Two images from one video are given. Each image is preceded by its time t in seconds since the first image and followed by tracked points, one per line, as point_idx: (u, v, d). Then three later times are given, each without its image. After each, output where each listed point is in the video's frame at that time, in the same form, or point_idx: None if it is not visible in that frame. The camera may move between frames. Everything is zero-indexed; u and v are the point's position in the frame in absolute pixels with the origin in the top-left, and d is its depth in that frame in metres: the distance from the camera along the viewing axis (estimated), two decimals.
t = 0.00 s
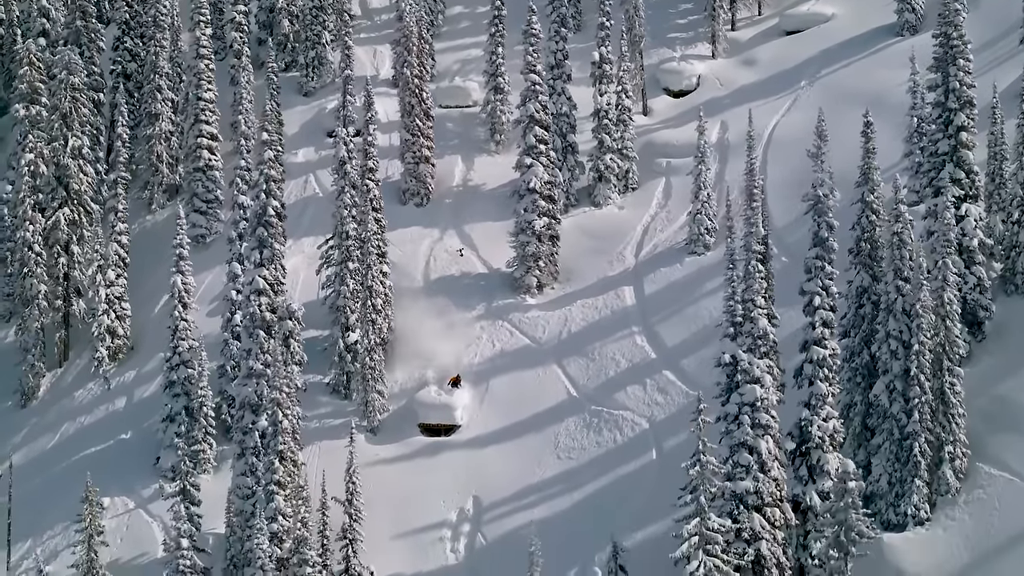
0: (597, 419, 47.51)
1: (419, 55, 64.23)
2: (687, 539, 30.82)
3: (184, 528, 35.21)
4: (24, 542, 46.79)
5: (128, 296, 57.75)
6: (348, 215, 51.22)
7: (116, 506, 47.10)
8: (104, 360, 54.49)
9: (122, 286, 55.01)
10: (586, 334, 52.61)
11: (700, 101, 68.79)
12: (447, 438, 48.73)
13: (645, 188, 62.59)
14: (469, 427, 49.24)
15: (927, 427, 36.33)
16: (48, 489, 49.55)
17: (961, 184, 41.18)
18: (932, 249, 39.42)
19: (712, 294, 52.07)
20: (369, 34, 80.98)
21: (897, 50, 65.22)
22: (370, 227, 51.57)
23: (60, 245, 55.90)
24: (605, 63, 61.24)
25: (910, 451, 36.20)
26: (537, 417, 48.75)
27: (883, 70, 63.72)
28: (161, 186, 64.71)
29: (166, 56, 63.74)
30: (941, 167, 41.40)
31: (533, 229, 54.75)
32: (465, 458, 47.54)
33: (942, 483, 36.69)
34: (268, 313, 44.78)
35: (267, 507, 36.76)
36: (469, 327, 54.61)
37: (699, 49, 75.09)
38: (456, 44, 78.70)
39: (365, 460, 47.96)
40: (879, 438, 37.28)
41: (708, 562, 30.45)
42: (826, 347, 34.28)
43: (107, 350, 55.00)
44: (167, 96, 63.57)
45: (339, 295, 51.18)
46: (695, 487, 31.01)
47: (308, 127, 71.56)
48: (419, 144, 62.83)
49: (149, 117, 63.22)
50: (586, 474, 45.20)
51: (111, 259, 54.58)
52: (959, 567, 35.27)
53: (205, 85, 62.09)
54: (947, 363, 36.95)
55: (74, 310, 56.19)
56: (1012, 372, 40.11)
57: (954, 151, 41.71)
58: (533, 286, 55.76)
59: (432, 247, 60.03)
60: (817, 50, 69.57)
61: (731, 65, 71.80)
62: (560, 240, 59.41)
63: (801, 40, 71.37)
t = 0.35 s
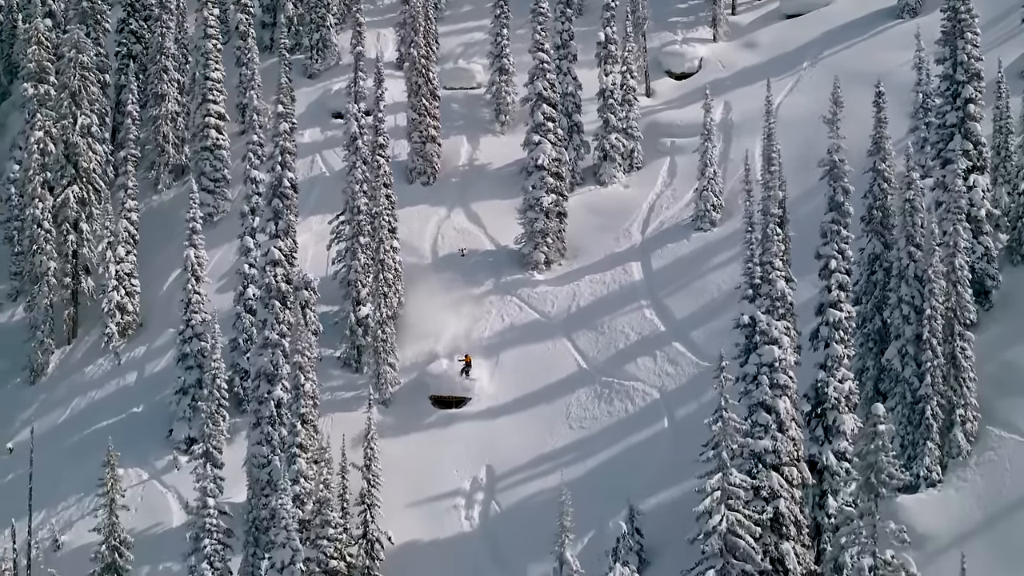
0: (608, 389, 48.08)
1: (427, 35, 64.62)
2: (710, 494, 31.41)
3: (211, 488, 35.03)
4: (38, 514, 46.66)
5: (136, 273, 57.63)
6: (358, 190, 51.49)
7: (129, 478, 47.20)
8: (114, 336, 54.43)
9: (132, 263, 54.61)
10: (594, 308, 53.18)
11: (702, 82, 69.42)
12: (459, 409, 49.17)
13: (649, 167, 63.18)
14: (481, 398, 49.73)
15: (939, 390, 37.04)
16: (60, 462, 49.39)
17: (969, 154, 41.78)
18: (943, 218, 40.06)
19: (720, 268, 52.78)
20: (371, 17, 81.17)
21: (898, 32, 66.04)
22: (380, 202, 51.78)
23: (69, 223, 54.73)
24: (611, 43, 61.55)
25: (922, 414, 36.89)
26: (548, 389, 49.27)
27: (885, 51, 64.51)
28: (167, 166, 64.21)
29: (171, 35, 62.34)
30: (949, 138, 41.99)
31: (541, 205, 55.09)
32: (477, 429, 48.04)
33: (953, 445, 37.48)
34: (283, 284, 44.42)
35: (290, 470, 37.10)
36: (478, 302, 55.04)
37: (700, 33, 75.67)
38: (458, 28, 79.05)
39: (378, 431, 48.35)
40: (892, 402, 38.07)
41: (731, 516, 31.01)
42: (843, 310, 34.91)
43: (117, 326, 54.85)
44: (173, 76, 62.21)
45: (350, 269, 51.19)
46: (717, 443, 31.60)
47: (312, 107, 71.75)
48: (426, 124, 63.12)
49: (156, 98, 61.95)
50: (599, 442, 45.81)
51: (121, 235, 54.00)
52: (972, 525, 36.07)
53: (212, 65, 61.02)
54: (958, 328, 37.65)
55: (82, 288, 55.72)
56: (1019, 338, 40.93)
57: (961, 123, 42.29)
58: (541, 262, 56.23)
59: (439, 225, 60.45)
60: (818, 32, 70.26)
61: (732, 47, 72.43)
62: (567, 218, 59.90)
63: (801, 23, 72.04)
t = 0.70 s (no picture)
0: (606, 356, 48.72)
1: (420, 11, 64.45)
2: (720, 445, 32.13)
3: (225, 442, 35.11)
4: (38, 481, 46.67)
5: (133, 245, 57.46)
6: (357, 161, 51.63)
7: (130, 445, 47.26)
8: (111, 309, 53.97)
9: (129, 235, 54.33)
10: (591, 278, 53.79)
11: (692, 60, 70.17)
12: (458, 376, 49.57)
13: (641, 143, 63.81)
14: (479, 366, 50.18)
15: (936, 350, 37.97)
16: (59, 429, 49.43)
17: (962, 122, 42.72)
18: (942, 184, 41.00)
19: (714, 238, 53.61)
20: None
21: (885, 10, 67.15)
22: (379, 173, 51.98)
23: (64, 195, 54.53)
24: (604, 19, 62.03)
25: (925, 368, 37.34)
26: (546, 356, 49.82)
27: (872, 29, 65.60)
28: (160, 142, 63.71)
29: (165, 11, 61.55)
30: (944, 107, 42.92)
31: (537, 177, 55.56)
32: (477, 396, 48.52)
33: (950, 404, 38.43)
34: (286, 251, 44.44)
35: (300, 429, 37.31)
36: (475, 273, 55.42)
37: (689, 12, 76.39)
38: (449, 7, 79.27)
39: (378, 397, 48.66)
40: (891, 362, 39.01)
41: (740, 467, 31.77)
42: (845, 269, 35.75)
43: (114, 299, 54.49)
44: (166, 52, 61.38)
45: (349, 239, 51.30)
46: (727, 396, 32.29)
47: (305, 84, 71.76)
48: (420, 99, 63.22)
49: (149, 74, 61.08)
50: (598, 406, 46.46)
51: (118, 207, 53.25)
52: (970, 479, 37.04)
53: (207, 40, 60.54)
54: (955, 290, 38.61)
55: (77, 261, 55.41)
56: (1014, 302, 42.01)
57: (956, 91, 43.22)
58: (537, 234, 56.71)
59: (434, 198, 60.75)
60: (805, 11, 71.22)
61: (721, 26, 73.22)
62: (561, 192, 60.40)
63: (789, 2, 72.97)
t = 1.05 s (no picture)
0: (596, 311, 49.51)
1: None
2: (721, 382, 33.25)
3: (230, 386, 35.32)
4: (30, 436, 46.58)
5: (119, 205, 56.96)
6: (347, 120, 51.74)
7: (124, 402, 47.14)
8: (99, 269, 53.99)
9: (116, 196, 54.22)
10: (578, 236, 54.54)
11: (670, 28, 71.17)
12: (449, 332, 50.04)
13: (623, 108, 64.54)
14: (470, 322, 50.66)
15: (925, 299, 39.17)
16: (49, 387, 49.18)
17: (946, 80, 43.86)
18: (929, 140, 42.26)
19: (700, 198, 54.69)
20: None
21: None
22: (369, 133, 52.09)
23: (51, 157, 53.38)
24: None
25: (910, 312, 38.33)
26: (536, 312, 50.48)
27: None
28: (144, 106, 63.11)
29: None
30: (928, 65, 44.12)
31: (524, 138, 55.93)
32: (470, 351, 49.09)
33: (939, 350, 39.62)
34: (281, 206, 44.79)
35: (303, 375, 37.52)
36: (463, 233, 55.86)
37: None
38: None
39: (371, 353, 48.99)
40: (880, 310, 40.35)
41: (741, 404, 32.80)
42: (838, 216, 37.00)
43: (101, 260, 54.39)
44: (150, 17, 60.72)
45: (339, 198, 51.43)
46: (727, 335, 33.37)
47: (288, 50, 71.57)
48: (404, 64, 63.07)
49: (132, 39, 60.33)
50: (590, 359, 47.28)
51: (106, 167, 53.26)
52: (960, 421, 38.19)
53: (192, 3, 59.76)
54: (942, 240, 39.88)
55: (64, 223, 54.75)
56: (996, 253, 43.53)
57: (940, 50, 44.41)
58: (524, 196, 57.24)
59: (420, 161, 61.03)
60: None
61: None
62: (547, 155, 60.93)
63: None
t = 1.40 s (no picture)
0: (593, 249, 50.33)
1: None
2: (731, 302, 34.05)
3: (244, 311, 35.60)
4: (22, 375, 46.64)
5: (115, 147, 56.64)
6: (343, 63, 50.85)
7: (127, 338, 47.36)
8: (96, 212, 53.77)
9: (112, 138, 53.82)
10: (574, 178, 55.23)
11: None
12: (449, 269, 50.53)
13: (614, 55, 65.19)
14: (469, 260, 51.18)
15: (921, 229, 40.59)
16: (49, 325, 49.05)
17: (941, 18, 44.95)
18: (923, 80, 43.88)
19: (693, 140, 55.63)
20: None
21: None
22: (367, 74, 52.09)
23: (45, 101, 53.13)
24: None
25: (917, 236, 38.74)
26: (534, 250, 51.17)
27: None
28: (136, 52, 62.68)
29: None
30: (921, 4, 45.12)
31: (518, 83, 56.02)
32: (470, 287, 49.68)
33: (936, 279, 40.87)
34: (284, 142, 45.14)
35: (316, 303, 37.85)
36: (459, 175, 56.28)
37: None
38: None
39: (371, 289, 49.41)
40: (876, 240, 41.69)
41: (750, 322, 33.73)
42: (838, 146, 38.07)
43: (98, 202, 54.17)
44: None
45: (338, 138, 51.07)
46: (736, 257, 34.19)
47: None
48: (398, 10, 62.71)
49: None
50: (589, 294, 48.13)
51: (102, 109, 52.90)
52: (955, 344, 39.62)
53: None
54: (937, 171, 41.20)
55: (59, 166, 54.47)
56: (987, 188, 45.36)
57: None
58: (518, 139, 57.63)
59: (415, 105, 61.26)
60: None
61: None
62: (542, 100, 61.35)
63: None
